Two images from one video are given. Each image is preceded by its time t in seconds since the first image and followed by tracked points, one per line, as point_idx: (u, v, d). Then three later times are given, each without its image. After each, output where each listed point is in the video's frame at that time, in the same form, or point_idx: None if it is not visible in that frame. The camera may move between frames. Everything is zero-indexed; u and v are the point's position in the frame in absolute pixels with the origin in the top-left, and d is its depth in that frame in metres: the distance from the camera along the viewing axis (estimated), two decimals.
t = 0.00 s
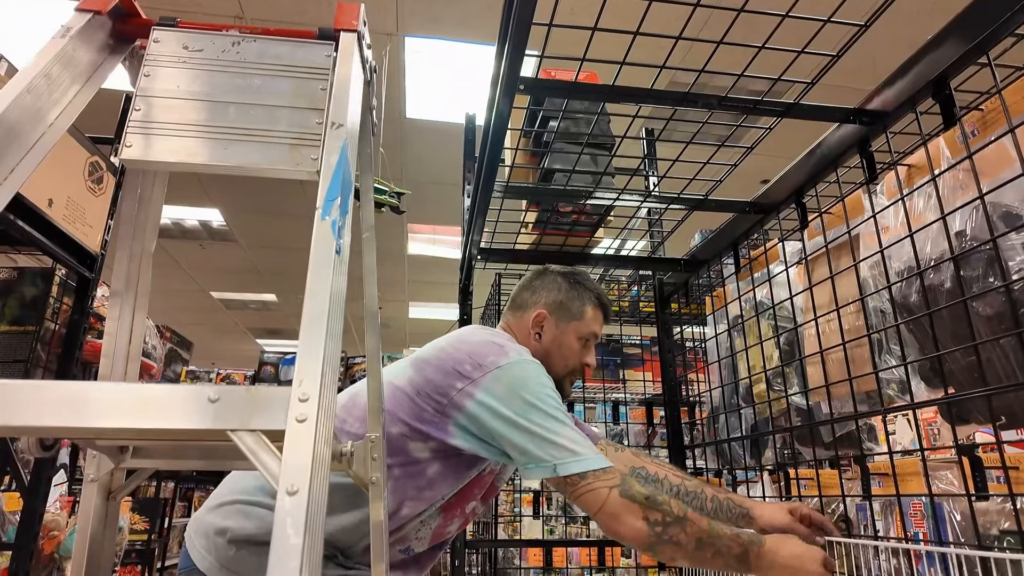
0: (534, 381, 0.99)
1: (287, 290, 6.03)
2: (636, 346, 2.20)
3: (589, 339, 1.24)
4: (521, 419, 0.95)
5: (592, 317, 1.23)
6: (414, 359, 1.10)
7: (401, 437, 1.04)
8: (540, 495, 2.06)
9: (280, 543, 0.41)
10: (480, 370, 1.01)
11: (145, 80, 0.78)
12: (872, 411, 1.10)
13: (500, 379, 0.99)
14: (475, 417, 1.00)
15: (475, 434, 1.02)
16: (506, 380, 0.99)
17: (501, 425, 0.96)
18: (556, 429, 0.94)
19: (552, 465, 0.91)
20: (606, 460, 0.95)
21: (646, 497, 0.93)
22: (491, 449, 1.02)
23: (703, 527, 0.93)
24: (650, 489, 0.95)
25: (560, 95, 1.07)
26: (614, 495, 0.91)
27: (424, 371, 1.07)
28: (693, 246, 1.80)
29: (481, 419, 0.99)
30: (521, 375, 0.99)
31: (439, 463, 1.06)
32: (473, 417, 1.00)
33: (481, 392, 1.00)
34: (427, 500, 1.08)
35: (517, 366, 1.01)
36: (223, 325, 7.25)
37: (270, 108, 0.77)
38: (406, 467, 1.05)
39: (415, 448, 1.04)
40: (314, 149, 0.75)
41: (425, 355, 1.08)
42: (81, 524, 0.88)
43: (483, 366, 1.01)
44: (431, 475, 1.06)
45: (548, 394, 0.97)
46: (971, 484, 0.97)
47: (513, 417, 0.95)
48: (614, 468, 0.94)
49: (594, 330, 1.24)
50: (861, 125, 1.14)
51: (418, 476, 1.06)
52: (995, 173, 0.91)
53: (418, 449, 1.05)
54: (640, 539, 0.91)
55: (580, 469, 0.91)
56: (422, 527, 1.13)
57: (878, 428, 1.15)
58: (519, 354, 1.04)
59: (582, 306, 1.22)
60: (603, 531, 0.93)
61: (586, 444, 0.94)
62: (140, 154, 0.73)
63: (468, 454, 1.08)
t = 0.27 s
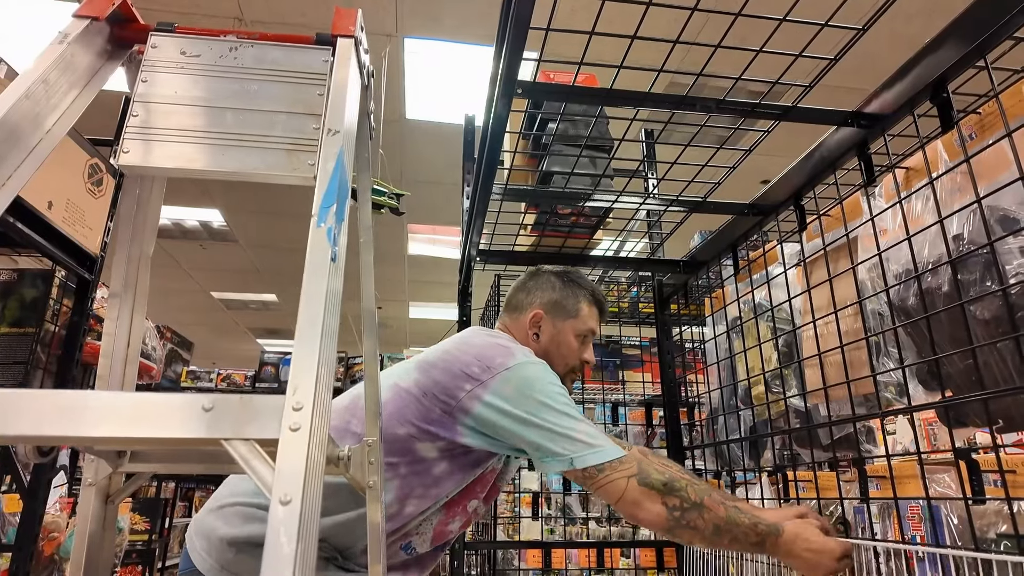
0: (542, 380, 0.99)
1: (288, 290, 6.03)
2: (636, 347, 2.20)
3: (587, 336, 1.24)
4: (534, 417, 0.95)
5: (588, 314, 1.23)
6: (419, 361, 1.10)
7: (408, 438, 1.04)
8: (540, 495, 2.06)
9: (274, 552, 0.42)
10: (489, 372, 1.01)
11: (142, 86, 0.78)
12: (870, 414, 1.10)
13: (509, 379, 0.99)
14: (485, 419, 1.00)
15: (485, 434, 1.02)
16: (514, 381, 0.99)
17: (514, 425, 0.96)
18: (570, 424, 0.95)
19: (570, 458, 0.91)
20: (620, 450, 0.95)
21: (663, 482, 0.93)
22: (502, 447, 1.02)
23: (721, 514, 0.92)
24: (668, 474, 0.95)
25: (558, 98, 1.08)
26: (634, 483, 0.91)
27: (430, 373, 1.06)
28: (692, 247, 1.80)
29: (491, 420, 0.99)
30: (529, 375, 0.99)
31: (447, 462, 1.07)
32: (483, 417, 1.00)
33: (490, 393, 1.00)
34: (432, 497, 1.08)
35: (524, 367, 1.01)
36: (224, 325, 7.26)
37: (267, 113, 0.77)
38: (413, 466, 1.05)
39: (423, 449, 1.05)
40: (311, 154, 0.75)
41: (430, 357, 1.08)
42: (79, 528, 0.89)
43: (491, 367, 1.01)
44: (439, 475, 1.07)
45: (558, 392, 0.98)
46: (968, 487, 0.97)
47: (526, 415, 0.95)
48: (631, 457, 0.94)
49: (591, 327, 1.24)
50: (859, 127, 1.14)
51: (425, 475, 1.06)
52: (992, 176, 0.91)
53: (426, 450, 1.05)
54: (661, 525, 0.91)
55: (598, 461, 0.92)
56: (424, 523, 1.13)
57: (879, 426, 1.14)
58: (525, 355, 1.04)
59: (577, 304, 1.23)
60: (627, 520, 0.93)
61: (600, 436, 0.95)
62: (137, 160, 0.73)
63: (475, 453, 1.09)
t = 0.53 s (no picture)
0: (550, 383, 0.99)
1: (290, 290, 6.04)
2: (637, 347, 2.20)
3: (597, 341, 1.24)
4: (542, 420, 0.95)
5: (598, 320, 1.24)
6: (427, 361, 1.10)
7: (417, 438, 1.04)
8: (541, 496, 2.06)
9: (277, 558, 0.42)
10: (497, 374, 1.02)
11: (145, 91, 0.78)
12: (870, 415, 1.10)
13: (517, 382, 1.00)
14: (494, 421, 1.00)
15: (492, 435, 1.03)
16: (523, 384, 0.99)
17: (522, 427, 0.97)
18: (578, 427, 0.95)
19: (577, 462, 0.92)
20: (627, 454, 0.96)
21: (670, 486, 0.94)
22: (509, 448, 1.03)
23: (727, 509, 0.94)
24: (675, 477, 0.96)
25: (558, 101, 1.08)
26: (640, 488, 0.92)
27: (439, 374, 1.06)
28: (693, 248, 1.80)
29: (499, 421, 0.99)
30: (537, 378, 0.99)
31: (455, 463, 1.07)
32: (491, 419, 1.01)
33: (499, 395, 1.00)
34: (440, 498, 1.08)
35: (533, 370, 1.01)
36: (226, 324, 7.27)
37: (269, 118, 0.78)
38: (421, 466, 1.05)
39: (431, 449, 1.05)
40: (314, 159, 0.75)
41: (439, 358, 1.08)
42: (85, 528, 0.89)
43: (499, 370, 1.02)
44: (445, 474, 1.07)
45: (566, 395, 0.98)
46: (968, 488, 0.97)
47: (534, 418, 0.96)
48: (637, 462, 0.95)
49: (600, 332, 1.25)
50: (860, 129, 1.14)
51: (434, 476, 1.06)
52: (992, 178, 0.91)
53: (434, 450, 1.05)
54: (668, 527, 0.93)
55: (604, 465, 0.92)
56: (432, 525, 1.14)
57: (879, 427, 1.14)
58: (533, 358, 1.04)
59: (587, 309, 1.23)
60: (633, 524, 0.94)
61: (608, 439, 0.95)
62: (140, 165, 0.74)
63: (484, 454, 1.09)
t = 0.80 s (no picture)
0: (556, 377, 0.99)
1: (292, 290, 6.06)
2: (639, 348, 2.20)
3: (602, 336, 1.24)
4: (548, 413, 0.95)
5: (602, 315, 1.24)
6: (433, 360, 1.10)
7: (425, 436, 1.05)
8: (543, 496, 2.06)
9: (276, 562, 0.43)
10: (503, 369, 1.02)
11: (147, 95, 0.79)
12: (871, 417, 1.10)
13: (524, 376, 1.00)
14: (501, 416, 1.00)
15: (500, 430, 1.03)
16: (529, 378, 0.99)
17: (530, 421, 0.97)
18: (585, 419, 0.95)
19: (585, 453, 0.91)
20: (635, 445, 0.95)
21: (678, 475, 0.94)
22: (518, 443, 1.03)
23: (734, 493, 0.94)
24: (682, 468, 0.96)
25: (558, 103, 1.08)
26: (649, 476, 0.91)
27: (446, 372, 1.07)
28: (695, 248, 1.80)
29: (506, 417, 1.00)
30: (543, 372, 0.99)
31: (461, 461, 1.07)
32: (498, 415, 1.01)
33: (505, 390, 1.00)
34: (448, 495, 1.09)
35: (538, 364, 1.01)
36: (229, 325, 7.29)
37: (270, 121, 0.78)
38: (430, 464, 1.05)
39: (439, 447, 1.05)
40: (315, 162, 0.76)
41: (445, 356, 1.09)
42: (89, 529, 0.90)
43: (506, 365, 1.02)
44: (452, 472, 1.07)
45: (572, 388, 0.98)
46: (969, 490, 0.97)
47: (541, 412, 0.96)
48: (643, 452, 0.94)
49: (605, 328, 1.24)
50: (860, 130, 1.14)
51: (442, 474, 1.07)
52: (992, 180, 0.91)
53: (441, 448, 1.05)
54: (677, 517, 0.91)
55: (612, 456, 0.92)
56: (440, 521, 1.14)
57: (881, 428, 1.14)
58: (538, 353, 1.05)
59: (591, 304, 1.23)
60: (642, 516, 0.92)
61: (615, 431, 0.95)
62: (141, 169, 0.74)
63: (490, 451, 1.10)
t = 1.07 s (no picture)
0: (550, 376, 0.98)
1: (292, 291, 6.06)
2: (637, 348, 2.20)
3: (595, 331, 1.24)
4: (543, 411, 0.95)
5: (594, 310, 1.23)
6: (427, 361, 1.10)
7: (420, 438, 1.04)
8: (540, 497, 2.06)
9: (253, 569, 0.42)
10: (497, 369, 1.01)
11: (135, 97, 0.79)
12: (867, 419, 1.10)
13: (518, 375, 0.99)
14: (497, 416, 1.00)
15: (496, 431, 1.03)
16: (523, 377, 0.99)
17: (524, 420, 0.96)
18: (580, 417, 0.94)
19: (580, 451, 0.90)
20: (632, 442, 0.94)
21: (673, 470, 0.93)
22: (515, 444, 1.02)
23: (729, 484, 0.95)
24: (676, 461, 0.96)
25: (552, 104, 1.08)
26: (646, 473, 0.91)
27: (440, 373, 1.06)
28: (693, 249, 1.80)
29: (501, 417, 0.99)
30: (537, 370, 0.99)
31: (458, 462, 1.07)
32: (494, 415, 1.00)
33: (500, 390, 1.00)
34: (445, 496, 1.08)
35: (533, 364, 1.00)
36: (229, 325, 7.29)
37: (258, 124, 0.78)
38: (425, 465, 1.05)
39: (434, 449, 1.05)
40: (303, 165, 0.75)
41: (439, 357, 1.08)
42: (77, 532, 0.90)
43: (499, 365, 1.01)
44: (449, 473, 1.07)
45: (567, 386, 0.97)
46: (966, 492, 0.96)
47: (536, 411, 0.95)
48: (638, 448, 0.93)
49: (598, 322, 1.24)
50: (855, 131, 1.14)
51: (438, 476, 1.06)
52: (987, 181, 0.90)
53: (437, 449, 1.05)
54: (672, 510, 0.92)
55: (608, 454, 0.90)
56: (438, 521, 1.13)
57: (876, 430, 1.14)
58: (532, 352, 1.04)
59: (582, 300, 1.23)
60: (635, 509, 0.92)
61: (611, 428, 0.94)
62: (127, 173, 0.74)
63: (486, 450, 1.10)
